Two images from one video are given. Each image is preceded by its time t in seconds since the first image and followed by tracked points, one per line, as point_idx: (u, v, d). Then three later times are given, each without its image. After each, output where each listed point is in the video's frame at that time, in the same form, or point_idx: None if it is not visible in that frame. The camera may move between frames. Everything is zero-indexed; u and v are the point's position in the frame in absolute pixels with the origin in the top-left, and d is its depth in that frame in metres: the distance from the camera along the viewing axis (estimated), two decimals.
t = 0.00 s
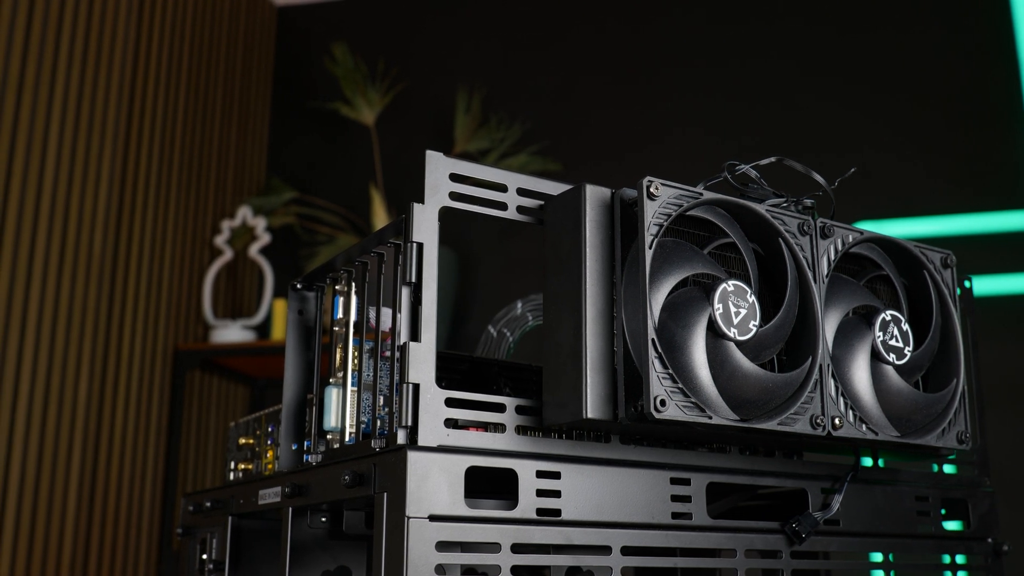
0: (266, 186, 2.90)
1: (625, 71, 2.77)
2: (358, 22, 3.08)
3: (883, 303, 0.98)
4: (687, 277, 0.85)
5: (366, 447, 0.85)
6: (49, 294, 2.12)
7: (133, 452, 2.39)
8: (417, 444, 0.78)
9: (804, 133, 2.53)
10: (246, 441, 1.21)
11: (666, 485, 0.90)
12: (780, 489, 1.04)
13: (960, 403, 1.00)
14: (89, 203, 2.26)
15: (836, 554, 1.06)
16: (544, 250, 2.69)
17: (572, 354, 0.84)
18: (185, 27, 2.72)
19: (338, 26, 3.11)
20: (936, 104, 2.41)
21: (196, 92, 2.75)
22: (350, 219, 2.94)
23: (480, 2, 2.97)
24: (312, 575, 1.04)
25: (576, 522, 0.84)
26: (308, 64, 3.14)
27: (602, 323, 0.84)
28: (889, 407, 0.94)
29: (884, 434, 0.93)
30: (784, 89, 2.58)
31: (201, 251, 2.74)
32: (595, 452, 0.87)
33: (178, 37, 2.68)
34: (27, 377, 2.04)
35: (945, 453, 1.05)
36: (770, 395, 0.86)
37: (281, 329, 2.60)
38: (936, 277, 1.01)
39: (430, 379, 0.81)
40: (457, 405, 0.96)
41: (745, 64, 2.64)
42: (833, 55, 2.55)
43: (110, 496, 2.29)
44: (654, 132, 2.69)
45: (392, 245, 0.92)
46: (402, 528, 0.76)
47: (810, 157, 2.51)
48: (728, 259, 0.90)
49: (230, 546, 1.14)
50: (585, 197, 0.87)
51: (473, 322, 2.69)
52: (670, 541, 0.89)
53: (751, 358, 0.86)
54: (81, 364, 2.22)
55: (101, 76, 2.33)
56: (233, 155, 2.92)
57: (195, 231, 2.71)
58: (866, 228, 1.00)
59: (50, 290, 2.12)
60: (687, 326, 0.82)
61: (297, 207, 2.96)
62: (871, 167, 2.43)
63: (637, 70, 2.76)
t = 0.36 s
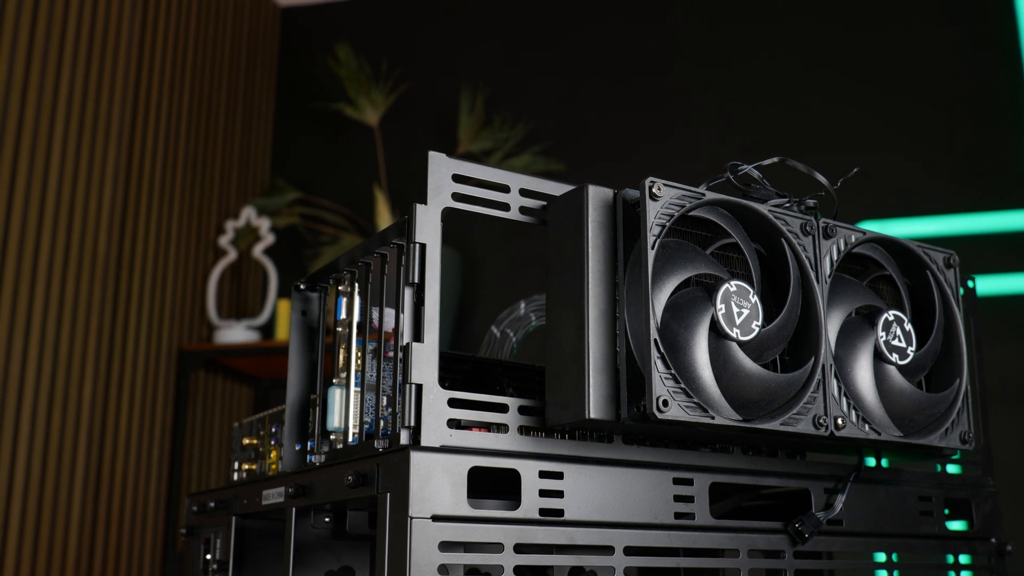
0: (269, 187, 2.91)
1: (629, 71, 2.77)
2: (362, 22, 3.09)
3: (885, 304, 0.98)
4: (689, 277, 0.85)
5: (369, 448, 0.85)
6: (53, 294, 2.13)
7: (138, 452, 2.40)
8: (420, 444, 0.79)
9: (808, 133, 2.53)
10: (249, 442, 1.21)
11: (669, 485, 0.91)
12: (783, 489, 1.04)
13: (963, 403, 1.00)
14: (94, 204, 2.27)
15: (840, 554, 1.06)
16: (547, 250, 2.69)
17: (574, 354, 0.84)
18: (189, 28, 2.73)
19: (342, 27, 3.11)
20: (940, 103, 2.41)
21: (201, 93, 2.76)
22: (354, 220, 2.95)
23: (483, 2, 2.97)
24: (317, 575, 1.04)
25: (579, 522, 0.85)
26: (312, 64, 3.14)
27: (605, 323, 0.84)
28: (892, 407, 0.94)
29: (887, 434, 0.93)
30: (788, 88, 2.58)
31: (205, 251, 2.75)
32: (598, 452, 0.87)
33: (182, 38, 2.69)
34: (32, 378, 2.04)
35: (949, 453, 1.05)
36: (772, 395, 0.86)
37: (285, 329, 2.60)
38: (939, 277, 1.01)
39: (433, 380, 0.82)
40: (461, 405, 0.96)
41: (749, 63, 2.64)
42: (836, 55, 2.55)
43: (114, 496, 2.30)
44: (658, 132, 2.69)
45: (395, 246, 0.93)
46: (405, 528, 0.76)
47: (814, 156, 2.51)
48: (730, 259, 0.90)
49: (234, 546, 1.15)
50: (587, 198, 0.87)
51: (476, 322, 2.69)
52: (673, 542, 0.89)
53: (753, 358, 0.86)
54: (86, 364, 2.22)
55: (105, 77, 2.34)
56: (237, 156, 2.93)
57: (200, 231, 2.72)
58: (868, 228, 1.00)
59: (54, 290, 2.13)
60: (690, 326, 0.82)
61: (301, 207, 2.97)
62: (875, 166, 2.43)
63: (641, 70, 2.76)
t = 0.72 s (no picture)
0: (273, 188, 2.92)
1: (632, 71, 2.77)
2: (365, 23, 3.09)
3: (888, 304, 0.98)
4: (692, 278, 0.85)
5: (372, 448, 0.86)
6: (58, 295, 2.13)
7: (142, 452, 2.40)
8: (423, 445, 0.79)
9: (811, 133, 2.52)
10: (253, 442, 1.22)
11: (672, 485, 0.91)
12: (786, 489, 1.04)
13: (966, 403, 1.00)
14: (98, 204, 2.27)
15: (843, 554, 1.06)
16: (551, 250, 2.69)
17: (577, 354, 0.84)
18: (193, 28, 2.73)
19: (346, 27, 3.11)
20: (944, 103, 2.41)
21: (204, 93, 2.76)
22: (357, 220, 2.95)
23: (487, 2, 2.98)
24: (320, 575, 1.05)
25: (582, 522, 0.85)
26: (316, 65, 3.14)
27: (607, 324, 0.85)
28: (894, 407, 0.94)
29: (890, 434, 0.93)
30: (791, 88, 2.58)
31: (210, 251, 2.75)
32: (600, 452, 0.87)
33: (186, 38, 2.69)
34: (37, 378, 2.05)
35: (952, 453, 1.05)
36: (775, 396, 0.86)
37: (289, 330, 2.60)
38: (942, 277, 1.01)
39: (436, 381, 0.82)
40: (464, 406, 0.96)
41: (752, 63, 2.64)
42: (840, 54, 2.55)
43: (118, 496, 2.31)
44: (661, 132, 2.69)
45: (398, 246, 0.93)
46: (408, 528, 0.76)
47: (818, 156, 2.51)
48: (732, 259, 0.90)
49: (237, 546, 1.15)
50: (590, 199, 0.87)
51: (480, 321, 2.70)
52: (676, 541, 0.89)
53: (756, 358, 0.86)
54: (90, 363, 2.23)
55: (109, 77, 2.34)
56: (240, 157, 2.93)
57: (204, 231, 2.72)
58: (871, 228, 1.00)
59: (59, 290, 2.13)
60: (692, 327, 0.82)
61: (305, 208, 2.97)
62: (879, 166, 2.43)
63: (645, 69, 2.76)
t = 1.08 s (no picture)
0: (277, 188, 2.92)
1: (636, 71, 2.77)
2: (369, 23, 3.09)
3: (891, 304, 0.98)
4: (694, 278, 0.85)
5: (375, 448, 0.86)
6: (62, 295, 2.14)
7: (147, 451, 2.41)
8: (425, 445, 0.79)
9: (815, 132, 2.52)
10: (257, 442, 1.22)
11: (675, 485, 0.91)
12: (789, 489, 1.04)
13: (969, 403, 1.00)
14: (103, 204, 2.28)
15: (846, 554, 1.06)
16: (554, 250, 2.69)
17: (580, 355, 0.85)
18: (197, 28, 2.74)
19: (350, 28, 3.12)
20: (948, 102, 2.40)
21: (208, 94, 2.77)
22: (361, 220, 2.96)
23: (490, 2, 2.98)
24: (323, 575, 1.05)
25: (585, 522, 0.85)
26: (320, 65, 3.15)
27: (609, 324, 0.85)
28: (897, 407, 0.94)
29: (892, 434, 0.93)
30: (795, 87, 2.58)
31: (213, 252, 2.76)
32: (603, 452, 0.87)
33: (190, 39, 2.70)
34: (41, 378, 2.06)
35: (955, 453, 1.05)
36: (777, 396, 0.86)
37: (293, 330, 2.61)
38: (944, 277, 1.01)
39: (439, 381, 0.82)
40: (467, 406, 0.97)
41: (756, 63, 2.64)
42: (844, 53, 2.55)
43: (123, 496, 2.31)
44: (665, 132, 2.69)
45: (401, 247, 0.93)
46: (411, 529, 0.77)
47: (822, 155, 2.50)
48: (735, 260, 0.90)
49: (241, 547, 1.15)
50: (592, 199, 0.87)
51: (484, 321, 2.70)
52: (678, 542, 0.89)
53: (758, 358, 0.86)
54: (95, 363, 2.24)
55: (114, 77, 2.35)
56: (244, 157, 2.94)
57: (208, 232, 2.73)
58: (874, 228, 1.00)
59: (64, 290, 2.14)
60: (694, 327, 0.83)
61: (308, 208, 2.98)
62: (883, 165, 2.42)
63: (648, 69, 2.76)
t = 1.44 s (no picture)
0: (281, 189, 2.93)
1: (639, 71, 2.77)
2: (372, 23, 3.10)
3: (894, 304, 0.98)
4: (697, 278, 0.85)
5: (378, 449, 0.86)
6: (67, 296, 2.15)
7: (152, 451, 2.42)
8: (429, 446, 0.79)
9: (819, 132, 2.52)
10: (261, 442, 1.22)
11: (677, 485, 0.91)
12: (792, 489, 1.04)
13: (972, 403, 1.00)
14: (107, 205, 2.29)
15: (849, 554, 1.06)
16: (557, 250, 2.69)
17: (582, 356, 0.85)
18: (201, 29, 2.75)
19: (353, 28, 3.12)
20: (952, 101, 2.40)
21: (212, 95, 2.77)
22: (365, 220, 2.96)
23: (494, 2, 2.98)
24: (327, 575, 1.05)
25: (588, 523, 0.85)
26: (324, 65, 3.15)
27: (612, 325, 0.85)
28: (900, 407, 0.94)
29: (895, 434, 0.93)
30: (799, 87, 2.58)
31: (217, 252, 2.76)
32: (606, 453, 0.87)
33: (194, 40, 2.70)
34: (45, 379, 2.06)
35: (958, 453, 1.05)
36: (779, 396, 0.86)
37: (297, 331, 2.61)
38: (947, 277, 1.01)
39: (442, 382, 0.82)
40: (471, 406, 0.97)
41: (759, 62, 2.64)
42: (847, 53, 2.54)
43: (128, 497, 2.32)
44: (668, 131, 2.69)
45: (404, 247, 0.93)
46: (414, 529, 0.77)
47: (825, 155, 2.50)
48: (738, 260, 0.90)
49: (246, 547, 1.16)
50: (595, 200, 0.87)
51: (487, 321, 2.70)
52: (681, 541, 0.89)
53: (761, 359, 0.86)
54: (100, 364, 2.24)
55: (118, 78, 2.36)
56: (248, 158, 2.95)
57: (212, 232, 2.74)
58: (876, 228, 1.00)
59: (69, 291, 2.15)
60: (697, 327, 0.83)
61: (312, 209, 2.98)
62: (886, 165, 2.42)
63: (651, 69, 2.76)
